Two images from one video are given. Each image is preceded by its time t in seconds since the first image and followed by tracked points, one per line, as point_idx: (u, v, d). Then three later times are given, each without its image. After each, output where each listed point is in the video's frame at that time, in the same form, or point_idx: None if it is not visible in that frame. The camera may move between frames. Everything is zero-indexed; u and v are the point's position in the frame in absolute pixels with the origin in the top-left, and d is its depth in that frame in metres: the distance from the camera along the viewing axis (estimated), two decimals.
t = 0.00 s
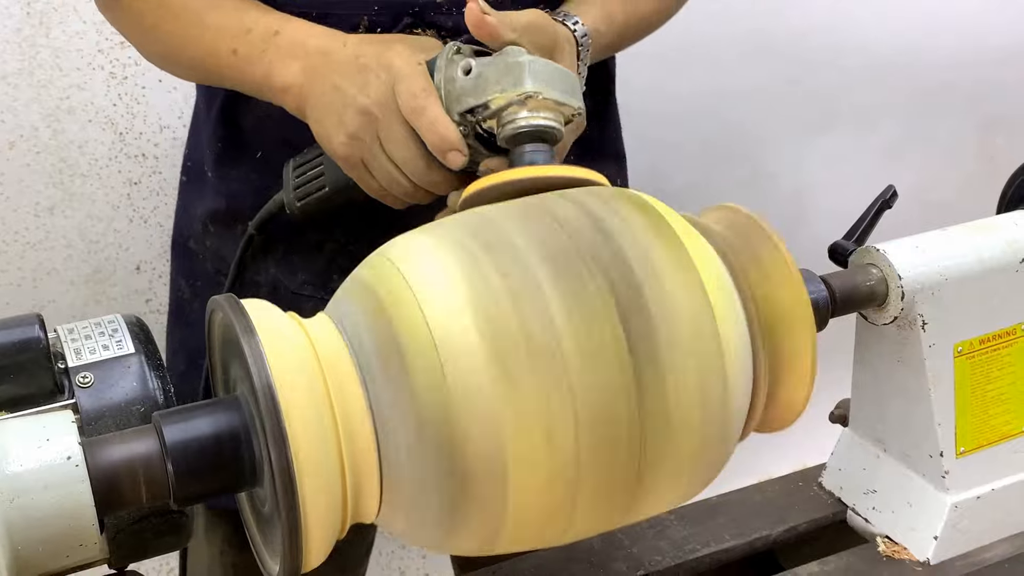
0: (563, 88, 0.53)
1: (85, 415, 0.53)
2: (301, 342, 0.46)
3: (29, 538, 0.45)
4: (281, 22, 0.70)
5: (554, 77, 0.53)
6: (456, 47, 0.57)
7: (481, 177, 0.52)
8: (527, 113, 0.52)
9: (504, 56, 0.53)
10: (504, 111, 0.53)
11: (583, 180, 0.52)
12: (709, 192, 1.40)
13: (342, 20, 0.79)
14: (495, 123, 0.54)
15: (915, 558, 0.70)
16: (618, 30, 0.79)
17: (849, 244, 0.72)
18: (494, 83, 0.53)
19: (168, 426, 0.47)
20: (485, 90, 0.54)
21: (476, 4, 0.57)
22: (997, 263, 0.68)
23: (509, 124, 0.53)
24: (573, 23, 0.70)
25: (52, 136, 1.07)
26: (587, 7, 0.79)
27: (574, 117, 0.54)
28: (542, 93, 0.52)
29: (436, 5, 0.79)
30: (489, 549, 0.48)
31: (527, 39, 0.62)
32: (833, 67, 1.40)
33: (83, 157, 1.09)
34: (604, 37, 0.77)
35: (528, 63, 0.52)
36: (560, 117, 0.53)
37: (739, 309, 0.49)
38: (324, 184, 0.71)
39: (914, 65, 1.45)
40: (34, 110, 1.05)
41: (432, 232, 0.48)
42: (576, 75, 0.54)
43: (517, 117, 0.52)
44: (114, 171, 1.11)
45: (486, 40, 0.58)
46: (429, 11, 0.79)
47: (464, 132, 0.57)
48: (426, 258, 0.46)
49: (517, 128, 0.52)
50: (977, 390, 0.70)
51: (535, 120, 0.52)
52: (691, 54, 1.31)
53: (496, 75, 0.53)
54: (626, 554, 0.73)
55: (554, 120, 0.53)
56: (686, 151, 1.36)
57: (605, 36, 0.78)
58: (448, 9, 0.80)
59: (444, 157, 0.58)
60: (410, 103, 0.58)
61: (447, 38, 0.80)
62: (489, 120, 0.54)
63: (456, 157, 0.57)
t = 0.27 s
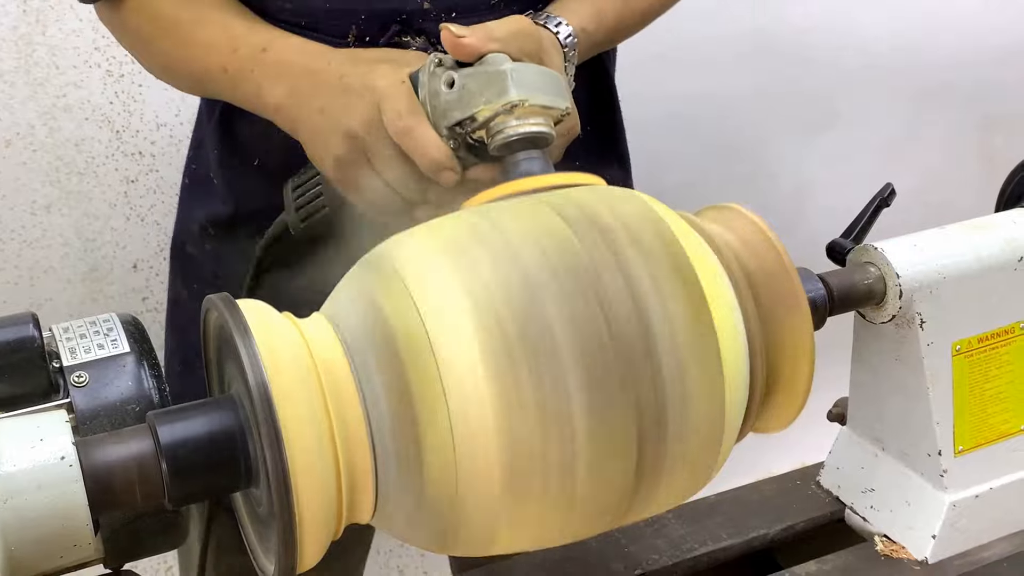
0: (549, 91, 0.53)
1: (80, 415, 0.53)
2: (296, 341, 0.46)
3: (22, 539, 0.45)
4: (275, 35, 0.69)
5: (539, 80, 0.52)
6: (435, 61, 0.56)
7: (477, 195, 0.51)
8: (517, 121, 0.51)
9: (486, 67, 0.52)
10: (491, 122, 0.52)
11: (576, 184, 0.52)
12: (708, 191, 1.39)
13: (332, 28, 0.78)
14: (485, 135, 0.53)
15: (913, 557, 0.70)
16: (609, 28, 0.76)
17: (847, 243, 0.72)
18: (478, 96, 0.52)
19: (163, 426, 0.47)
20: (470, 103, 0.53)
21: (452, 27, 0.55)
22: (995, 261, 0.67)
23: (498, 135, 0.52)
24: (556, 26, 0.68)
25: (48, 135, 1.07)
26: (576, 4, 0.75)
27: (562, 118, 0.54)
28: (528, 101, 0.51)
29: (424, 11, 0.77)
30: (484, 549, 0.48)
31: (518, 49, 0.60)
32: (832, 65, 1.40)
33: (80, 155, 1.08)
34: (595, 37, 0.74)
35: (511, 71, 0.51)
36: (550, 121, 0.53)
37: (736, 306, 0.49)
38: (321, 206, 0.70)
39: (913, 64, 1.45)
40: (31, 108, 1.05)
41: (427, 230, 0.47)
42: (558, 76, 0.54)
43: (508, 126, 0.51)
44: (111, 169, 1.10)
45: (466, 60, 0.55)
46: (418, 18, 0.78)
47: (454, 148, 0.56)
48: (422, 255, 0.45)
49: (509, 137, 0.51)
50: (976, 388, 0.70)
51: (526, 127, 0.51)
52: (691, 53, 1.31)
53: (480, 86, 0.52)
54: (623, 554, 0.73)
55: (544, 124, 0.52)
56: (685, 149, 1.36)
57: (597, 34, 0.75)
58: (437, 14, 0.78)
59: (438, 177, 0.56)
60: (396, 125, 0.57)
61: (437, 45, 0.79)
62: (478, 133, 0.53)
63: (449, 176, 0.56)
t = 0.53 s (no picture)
0: (525, 91, 0.52)
1: (82, 414, 0.53)
2: (298, 338, 0.46)
3: (25, 538, 0.45)
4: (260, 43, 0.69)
5: (513, 82, 0.52)
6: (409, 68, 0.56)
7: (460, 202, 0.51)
8: (495, 124, 0.51)
9: (459, 72, 0.52)
10: (467, 128, 0.52)
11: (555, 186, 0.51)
12: (709, 189, 1.39)
13: (316, 36, 0.79)
14: (464, 141, 0.53)
15: (915, 557, 0.69)
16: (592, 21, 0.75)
17: (849, 241, 0.72)
18: (453, 102, 0.52)
19: (165, 425, 0.47)
20: (445, 110, 0.52)
21: (420, 36, 0.53)
22: (998, 260, 0.67)
23: (475, 140, 0.52)
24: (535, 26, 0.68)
25: (49, 134, 1.06)
26: None
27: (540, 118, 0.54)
28: (502, 104, 0.51)
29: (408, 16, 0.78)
30: (485, 546, 0.48)
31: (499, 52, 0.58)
32: (833, 64, 1.40)
33: (82, 153, 1.08)
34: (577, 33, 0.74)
35: (484, 76, 0.51)
36: (528, 121, 0.52)
37: (738, 304, 0.49)
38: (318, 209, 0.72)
39: (914, 62, 1.45)
40: (32, 106, 1.05)
41: (429, 227, 0.47)
42: (533, 76, 0.54)
43: (487, 130, 0.51)
44: (113, 167, 1.10)
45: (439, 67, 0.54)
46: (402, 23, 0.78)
47: (434, 155, 0.56)
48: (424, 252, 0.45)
49: (489, 142, 0.51)
50: (979, 388, 0.70)
51: (505, 130, 0.51)
52: (692, 51, 1.31)
53: (454, 93, 0.52)
54: (625, 553, 0.72)
55: (523, 125, 0.52)
56: (686, 148, 1.36)
57: (578, 29, 0.74)
58: (421, 18, 0.78)
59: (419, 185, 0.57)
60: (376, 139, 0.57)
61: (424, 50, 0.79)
62: (457, 139, 0.53)
63: (431, 185, 0.57)
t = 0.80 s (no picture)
0: (490, 86, 0.53)
1: (83, 409, 0.54)
2: (298, 334, 0.46)
3: (25, 533, 0.45)
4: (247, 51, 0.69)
5: (478, 78, 0.52)
6: (374, 68, 0.56)
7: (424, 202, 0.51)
8: (461, 123, 0.52)
9: (420, 72, 0.52)
10: (433, 126, 0.53)
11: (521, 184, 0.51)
12: (709, 186, 1.39)
13: (296, 38, 0.78)
14: (432, 140, 0.53)
15: (914, 552, 0.70)
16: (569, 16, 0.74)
17: (849, 237, 0.72)
18: (418, 103, 0.52)
19: (165, 420, 0.47)
20: (409, 110, 0.53)
21: (380, 37, 0.54)
22: (997, 256, 0.67)
23: (441, 138, 0.52)
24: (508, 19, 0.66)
25: (49, 130, 1.07)
26: None
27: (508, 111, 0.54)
28: (464, 101, 0.51)
29: (386, 15, 0.77)
30: (483, 541, 0.48)
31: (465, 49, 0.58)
32: (832, 61, 1.40)
33: (82, 150, 1.08)
34: (555, 27, 0.72)
35: (446, 74, 0.52)
36: (495, 116, 0.53)
37: (737, 301, 0.49)
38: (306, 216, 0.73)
39: (914, 59, 1.45)
40: (32, 103, 1.05)
41: (429, 223, 0.47)
42: (498, 69, 0.54)
43: (453, 129, 0.52)
44: (113, 164, 1.11)
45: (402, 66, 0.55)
46: (380, 22, 0.77)
47: (403, 155, 0.57)
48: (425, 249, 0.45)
49: (455, 140, 0.52)
50: (977, 383, 0.70)
51: (471, 127, 0.52)
52: (691, 48, 1.31)
53: (416, 93, 0.52)
54: (625, 549, 0.73)
55: (489, 121, 0.52)
56: (685, 145, 1.36)
57: (555, 24, 0.72)
58: (399, 17, 0.77)
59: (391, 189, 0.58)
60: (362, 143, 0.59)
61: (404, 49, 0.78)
62: (425, 138, 0.54)
63: (401, 187, 0.58)
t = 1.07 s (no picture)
0: (448, 89, 0.52)
1: (87, 406, 0.54)
2: (304, 334, 0.46)
3: (31, 528, 0.46)
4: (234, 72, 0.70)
5: (434, 81, 0.52)
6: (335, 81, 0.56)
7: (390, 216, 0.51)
8: (423, 128, 0.51)
9: (378, 82, 0.52)
10: (394, 136, 0.52)
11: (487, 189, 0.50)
12: (710, 185, 1.39)
13: (280, 45, 0.79)
14: (396, 148, 0.53)
15: (915, 549, 0.70)
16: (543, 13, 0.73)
17: (850, 236, 0.72)
18: (377, 112, 0.52)
19: (171, 417, 0.47)
20: (370, 121, 0.53)
21: (335, 45, 0.53)
22: (997, 254, 0.68)
23: (404, 147, 0.52)
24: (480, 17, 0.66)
25: (52, 128, 1.07)
26: None
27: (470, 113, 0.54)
28: (422, 109, 0.51)
29: (368, 22, 0.78)
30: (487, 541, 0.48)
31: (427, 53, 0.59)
32: (832, 60, 1.40)
33: (85, 148, 1.09)
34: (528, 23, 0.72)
35: (401, 81, 0.51)
36: (458, 120, 0.52)
37: (742, 304, 0.49)
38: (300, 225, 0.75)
39: (914, 58, 1.45)
40: (35, 101, 1.05)
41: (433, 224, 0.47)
42: (455, 72, 0.54)
43: (416, 135, 0.51)
44: (115, 162, 1.11)
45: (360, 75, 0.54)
46: (362, 29, 0.78)
47: (370, 167, 0.56)
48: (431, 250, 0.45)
49: (420, 146, 0.51)
50: (978, 381, 0.70)
51: (434, 132, 0.51)
52: (691, 45, 1.31)
53: (376, 103, 0.52)
54: (626, 545, 0.73)
55: (452, 125, 0.52)
56: (686, 144, 1.36)
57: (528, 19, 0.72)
58: (381, 24, 0.78)
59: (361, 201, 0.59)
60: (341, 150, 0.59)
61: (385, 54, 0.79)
62: (389, 146, 0.53)
63: (373, 199, 0.59)
